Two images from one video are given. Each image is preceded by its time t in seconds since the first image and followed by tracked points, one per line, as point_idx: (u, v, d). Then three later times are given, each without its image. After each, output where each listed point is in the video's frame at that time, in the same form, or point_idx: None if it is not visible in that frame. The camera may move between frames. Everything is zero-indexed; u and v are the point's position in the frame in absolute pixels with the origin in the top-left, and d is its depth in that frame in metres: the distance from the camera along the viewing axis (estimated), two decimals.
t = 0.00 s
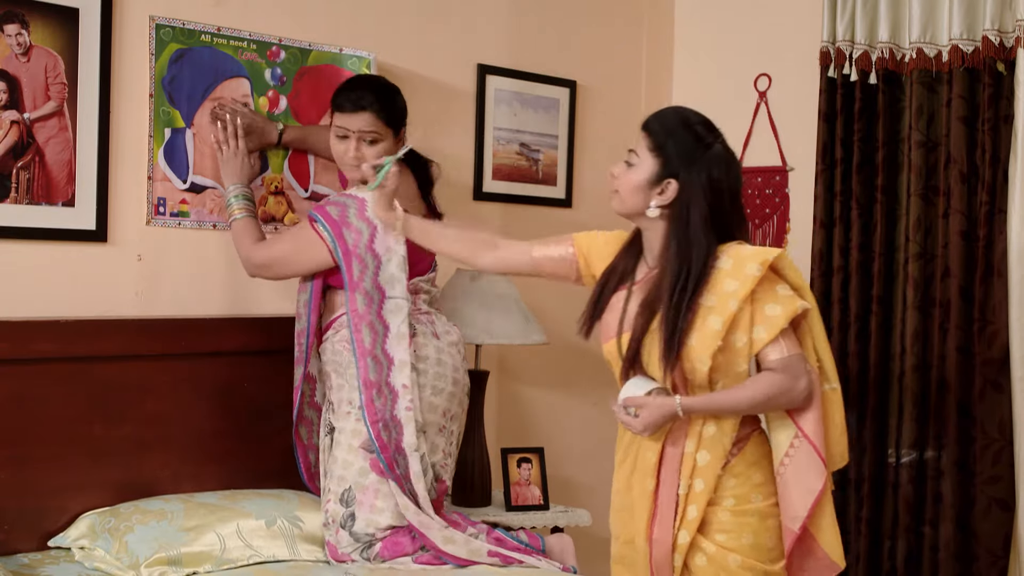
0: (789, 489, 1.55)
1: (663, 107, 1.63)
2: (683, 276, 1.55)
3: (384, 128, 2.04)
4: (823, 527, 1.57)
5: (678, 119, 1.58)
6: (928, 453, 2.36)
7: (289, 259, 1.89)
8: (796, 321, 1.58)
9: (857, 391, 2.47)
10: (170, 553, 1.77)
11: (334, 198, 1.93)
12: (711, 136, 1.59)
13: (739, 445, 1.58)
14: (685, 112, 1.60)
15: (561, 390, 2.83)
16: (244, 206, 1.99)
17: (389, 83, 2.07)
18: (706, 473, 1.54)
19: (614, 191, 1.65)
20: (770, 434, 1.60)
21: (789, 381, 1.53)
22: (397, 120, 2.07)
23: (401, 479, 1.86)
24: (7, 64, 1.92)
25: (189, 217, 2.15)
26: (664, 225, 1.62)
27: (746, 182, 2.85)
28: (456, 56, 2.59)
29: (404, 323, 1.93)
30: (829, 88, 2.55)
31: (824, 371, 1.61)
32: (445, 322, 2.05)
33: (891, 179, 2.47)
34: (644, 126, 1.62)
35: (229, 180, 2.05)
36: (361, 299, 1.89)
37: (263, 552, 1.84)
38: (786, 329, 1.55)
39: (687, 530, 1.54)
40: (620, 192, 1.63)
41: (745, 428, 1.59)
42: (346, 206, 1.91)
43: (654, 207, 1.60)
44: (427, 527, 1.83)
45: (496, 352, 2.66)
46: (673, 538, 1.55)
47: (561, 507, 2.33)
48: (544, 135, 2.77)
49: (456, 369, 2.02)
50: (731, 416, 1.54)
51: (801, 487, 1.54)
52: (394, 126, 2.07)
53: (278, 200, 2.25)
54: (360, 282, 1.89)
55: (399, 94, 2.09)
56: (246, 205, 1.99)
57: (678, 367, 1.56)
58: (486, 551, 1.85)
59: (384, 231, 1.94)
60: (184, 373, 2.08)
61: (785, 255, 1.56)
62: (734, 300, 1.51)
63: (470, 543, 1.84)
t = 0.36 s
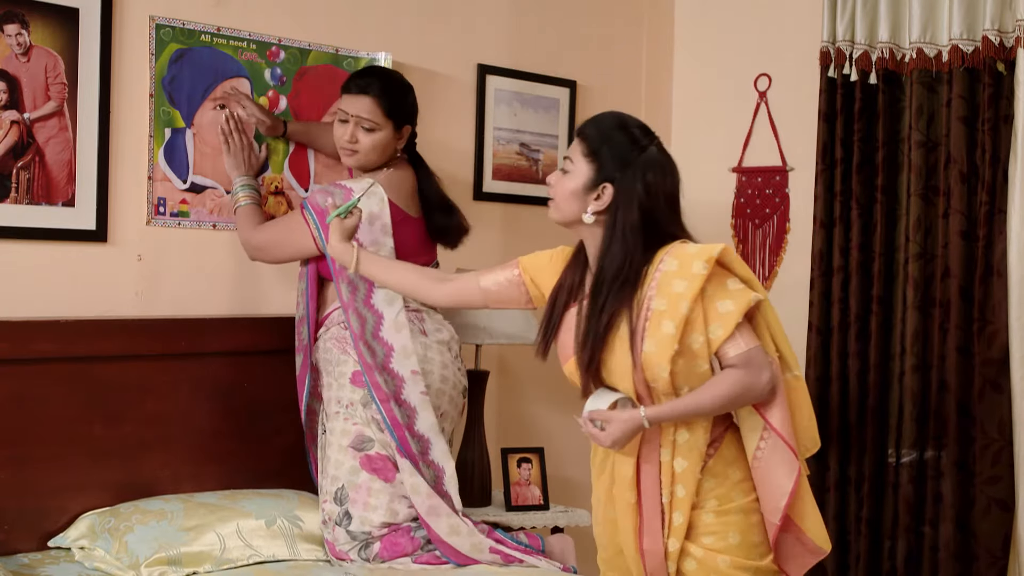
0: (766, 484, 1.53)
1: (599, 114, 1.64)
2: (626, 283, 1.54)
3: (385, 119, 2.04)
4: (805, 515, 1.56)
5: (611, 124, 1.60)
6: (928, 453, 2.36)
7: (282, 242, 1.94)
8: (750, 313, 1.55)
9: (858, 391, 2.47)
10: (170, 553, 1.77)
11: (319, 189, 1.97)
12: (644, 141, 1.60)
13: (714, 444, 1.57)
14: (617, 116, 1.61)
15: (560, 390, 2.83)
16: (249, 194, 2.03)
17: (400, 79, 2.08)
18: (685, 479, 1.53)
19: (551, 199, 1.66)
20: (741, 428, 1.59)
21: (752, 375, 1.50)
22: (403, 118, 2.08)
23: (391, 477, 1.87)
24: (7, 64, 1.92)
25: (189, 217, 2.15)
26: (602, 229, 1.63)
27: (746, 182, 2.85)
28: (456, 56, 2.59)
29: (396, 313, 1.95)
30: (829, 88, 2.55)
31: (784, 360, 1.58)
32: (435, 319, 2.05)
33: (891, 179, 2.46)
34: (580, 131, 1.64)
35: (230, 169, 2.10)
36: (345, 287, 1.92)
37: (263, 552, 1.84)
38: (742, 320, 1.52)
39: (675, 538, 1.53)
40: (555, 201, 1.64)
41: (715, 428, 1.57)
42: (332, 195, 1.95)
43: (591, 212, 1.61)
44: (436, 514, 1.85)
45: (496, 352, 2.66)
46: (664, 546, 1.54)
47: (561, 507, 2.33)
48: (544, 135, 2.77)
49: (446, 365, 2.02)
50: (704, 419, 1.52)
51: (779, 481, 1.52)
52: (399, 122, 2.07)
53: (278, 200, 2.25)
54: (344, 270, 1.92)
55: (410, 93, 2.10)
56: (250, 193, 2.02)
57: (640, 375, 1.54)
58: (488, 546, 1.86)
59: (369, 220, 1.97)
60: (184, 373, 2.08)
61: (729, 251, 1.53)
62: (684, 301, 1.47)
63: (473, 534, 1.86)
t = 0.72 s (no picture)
0: (754, 490, 1.52)
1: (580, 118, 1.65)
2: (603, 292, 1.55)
3: (374, 122, 2.03)
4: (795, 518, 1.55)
5: (592, 129, 1.60)
6: (929, 453, 2.36)
7: (274, 241, 1.96)
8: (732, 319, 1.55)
9: (858, 391, 2.47)
10: (170, 553, 1.76)
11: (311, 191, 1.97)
12: (625, 145, 1.60)
13: (703, 450, 1.56)
14: (598, 121, 1.62)
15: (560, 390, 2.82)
16: (247, 192, 2.04)
17: (392, 80, 2.08)
18: (674, 487, 1.53)
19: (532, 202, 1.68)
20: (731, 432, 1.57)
21: (736, 381, 1.48)
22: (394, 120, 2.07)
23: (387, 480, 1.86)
24: (7, 64, 1.92)
25: (189, 217, 2.15)
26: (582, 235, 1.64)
27: (745, 182, 2.85)
28: (456, 56, 2.59)
29: (386, 318, 1.94)
30: (829, 88, 2.55)
31: (769, 366, 1.58)
32: (429, 321, 2.05)
33: (891, 179, 2.46)
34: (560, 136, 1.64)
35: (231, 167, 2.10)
36: (335, 291, 1.91)
37: (263, 552, 1.84)
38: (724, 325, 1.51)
39: (669, 543, 1.53)
40: (535, 206, 1.66)
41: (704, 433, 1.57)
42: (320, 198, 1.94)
43: (568, 220, 1.62)
44: (433, 518, 1.84)
45: (496, 352, 2.66)
46: (661, 551, 1.54)
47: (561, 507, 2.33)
48: (543, 135, 2.78)
49: (441, 366, 2.00)
50: (688, 426, 1.52)
51: (765, 488, 1.52)
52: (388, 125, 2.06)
53: (278, 200, 2.24)
54: (333, 275, 1.91)
55: (401, 95, 2.09)
56: (248, 191, 2.03)
57: (621, 386, 1.55)
58: (487, 546, 1.85)
59: (359, 225, 1.96)
60: (184, 373, 2.08)
61: (707, 255, 1.52)
62: (661, 310, 1.47)
63: (472, 536, 1.85)
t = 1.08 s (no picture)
0: (753, 489, 1.52)
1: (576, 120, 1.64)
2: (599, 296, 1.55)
3: (375, 128, 2.02)
4: (794, 517, 1.55)
5: (588, 131, 1.60)
6: (931, 453, 2.35)
7: (271, 242, 1.94)
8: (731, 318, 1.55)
9: (860, 391, 2.47)
10: (170, 553, 1.77)
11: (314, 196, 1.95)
12: (621, 147, 1.60)
13: (703, 450, 1.56)
14: (593, 123, 1.61)
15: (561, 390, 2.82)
16: (247, 191, 2.01)
17: (392, 83, 2.07)
18: (674, 487, 1.53)
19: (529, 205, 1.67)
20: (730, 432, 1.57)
21: (736, 381, 1.48)
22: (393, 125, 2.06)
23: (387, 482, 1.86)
24: (7, 65, 1.92)
25: (189, 217, 2.15)
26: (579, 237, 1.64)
27: (746, 182, 2.85)
28: (456, 56, 2.59)
29: (384, 330, 1.91)
30: (829, 88, 2.55)
31: (767, 366, 1.58)
32: (432, 324, 2.05)
33: (893, 179, 2.46)
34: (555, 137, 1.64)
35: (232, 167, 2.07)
36: (335, 301, 1.90)
37: (263, 552, 1.84)
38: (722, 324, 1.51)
39: (670, 544, 1.53)
40: (533, 209, 1.65)
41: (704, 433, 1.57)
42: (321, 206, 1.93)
43: (565, 223, 1.62)
44: (428, 530, 1.82)
45: (496, 352, 2.66)
46: (661, 551, 1.54)
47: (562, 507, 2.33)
48: (544, 135, 2.78)
49: (444, 370, 2.00)
50: (688, 426, 1.52)
51: (765, 486, 1.52)
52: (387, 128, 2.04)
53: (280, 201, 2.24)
54: (333, 284, 1.89)
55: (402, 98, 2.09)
56: (249, 190, 2.00)
57: (621, 386, 1.54)
58: (486, 553, 1.84)
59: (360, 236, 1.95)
60: (185, 373, 2.08)
61: (705, 255, 1.52)
62: (660, 310, 1.48)
63: (470, 545, 1.83)
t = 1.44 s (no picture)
0: (753, 486, 1.53)
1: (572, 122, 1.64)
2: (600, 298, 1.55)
3: (365, 132, 2.01)
4: (794, 513, 1.55)
5: (586, 132, 1.60)
6: (932, 453, 2.35)
7: (270, 245, 1.95)
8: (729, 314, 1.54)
9: (860, 391, 2.47)
10: (170, 553, 1.77)
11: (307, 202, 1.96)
12: (619, 149, 1.61)
13: (703, 447, 1.57)
14: (590, 125, 1.62)
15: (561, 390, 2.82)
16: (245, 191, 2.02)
17: (384, 88, 2.07)
18: (674, 486, 1.53)
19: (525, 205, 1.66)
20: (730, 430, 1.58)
21: (735, 378, 1.49)
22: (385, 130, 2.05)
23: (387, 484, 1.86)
24: (7, 65, 1.92)
25: (189, 217, 2.15)
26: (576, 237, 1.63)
27: (746, 182, 2.85)
28: (456, 56, 2.59)
29: (378, 333, 1.91)
30: (829, 88, 2.55)
31: (766, 363, 1.58)
32: (431, 324, 2.05)
33: (893, 179, 2.46)
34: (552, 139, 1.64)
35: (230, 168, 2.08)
36: (328, 304, 1.90)
37: (263, 552, 1.84)
38: (721, 322, 1.51)
39: (670, 543, 1.53)
40: (529, 209, 1.65)
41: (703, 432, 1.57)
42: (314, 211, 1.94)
43: (563, 223, 1.62)
44: (428, 531, 1.83)
45: (496, 352, 2.66)
46: (661, 550, 1.54)
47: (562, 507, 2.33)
48: (543, 135, 2.78)
49: (443, 370, 2.00)
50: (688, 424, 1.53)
51: (765, 482, 1.52)
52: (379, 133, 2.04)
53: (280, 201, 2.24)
54: (326, 288, 1.90)
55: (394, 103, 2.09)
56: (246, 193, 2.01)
57: (621, 386, 1.54)
58: (485, 553, 1.84)
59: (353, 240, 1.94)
60: (185, 373, 2.08)
61: (703, 252, 1.52)
62: (659, 309, 1.48)
63: (470, 545, 1.84)
